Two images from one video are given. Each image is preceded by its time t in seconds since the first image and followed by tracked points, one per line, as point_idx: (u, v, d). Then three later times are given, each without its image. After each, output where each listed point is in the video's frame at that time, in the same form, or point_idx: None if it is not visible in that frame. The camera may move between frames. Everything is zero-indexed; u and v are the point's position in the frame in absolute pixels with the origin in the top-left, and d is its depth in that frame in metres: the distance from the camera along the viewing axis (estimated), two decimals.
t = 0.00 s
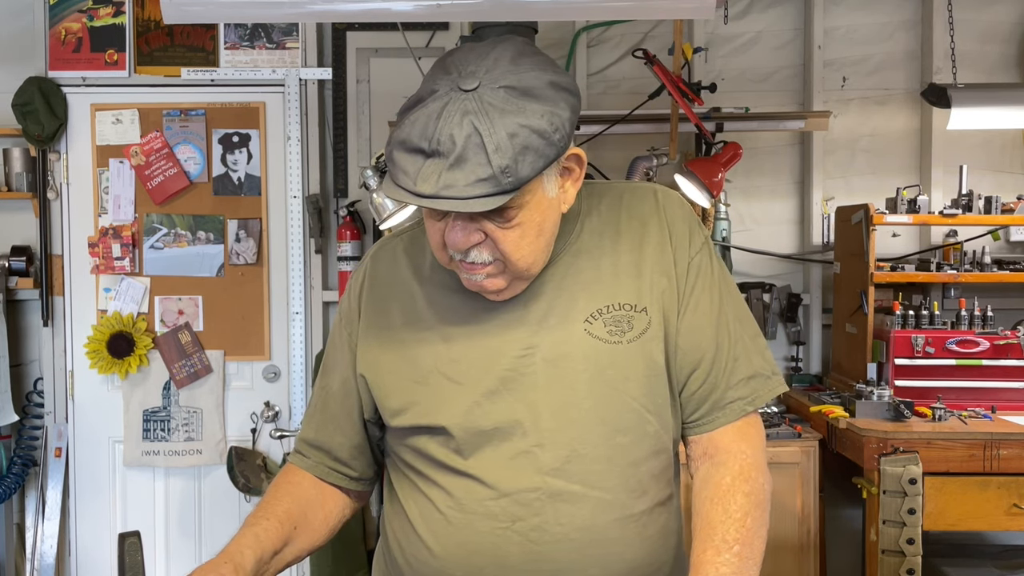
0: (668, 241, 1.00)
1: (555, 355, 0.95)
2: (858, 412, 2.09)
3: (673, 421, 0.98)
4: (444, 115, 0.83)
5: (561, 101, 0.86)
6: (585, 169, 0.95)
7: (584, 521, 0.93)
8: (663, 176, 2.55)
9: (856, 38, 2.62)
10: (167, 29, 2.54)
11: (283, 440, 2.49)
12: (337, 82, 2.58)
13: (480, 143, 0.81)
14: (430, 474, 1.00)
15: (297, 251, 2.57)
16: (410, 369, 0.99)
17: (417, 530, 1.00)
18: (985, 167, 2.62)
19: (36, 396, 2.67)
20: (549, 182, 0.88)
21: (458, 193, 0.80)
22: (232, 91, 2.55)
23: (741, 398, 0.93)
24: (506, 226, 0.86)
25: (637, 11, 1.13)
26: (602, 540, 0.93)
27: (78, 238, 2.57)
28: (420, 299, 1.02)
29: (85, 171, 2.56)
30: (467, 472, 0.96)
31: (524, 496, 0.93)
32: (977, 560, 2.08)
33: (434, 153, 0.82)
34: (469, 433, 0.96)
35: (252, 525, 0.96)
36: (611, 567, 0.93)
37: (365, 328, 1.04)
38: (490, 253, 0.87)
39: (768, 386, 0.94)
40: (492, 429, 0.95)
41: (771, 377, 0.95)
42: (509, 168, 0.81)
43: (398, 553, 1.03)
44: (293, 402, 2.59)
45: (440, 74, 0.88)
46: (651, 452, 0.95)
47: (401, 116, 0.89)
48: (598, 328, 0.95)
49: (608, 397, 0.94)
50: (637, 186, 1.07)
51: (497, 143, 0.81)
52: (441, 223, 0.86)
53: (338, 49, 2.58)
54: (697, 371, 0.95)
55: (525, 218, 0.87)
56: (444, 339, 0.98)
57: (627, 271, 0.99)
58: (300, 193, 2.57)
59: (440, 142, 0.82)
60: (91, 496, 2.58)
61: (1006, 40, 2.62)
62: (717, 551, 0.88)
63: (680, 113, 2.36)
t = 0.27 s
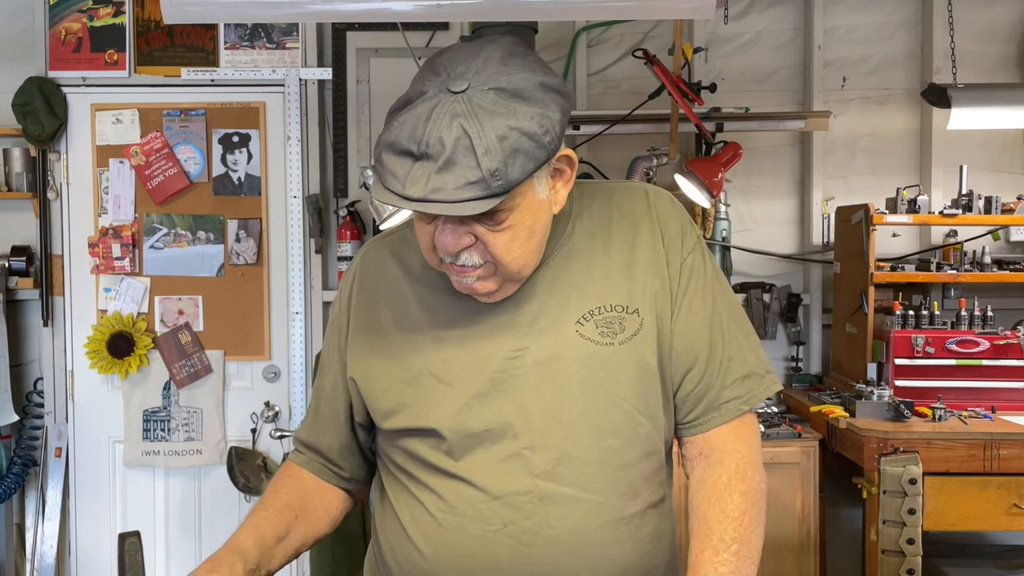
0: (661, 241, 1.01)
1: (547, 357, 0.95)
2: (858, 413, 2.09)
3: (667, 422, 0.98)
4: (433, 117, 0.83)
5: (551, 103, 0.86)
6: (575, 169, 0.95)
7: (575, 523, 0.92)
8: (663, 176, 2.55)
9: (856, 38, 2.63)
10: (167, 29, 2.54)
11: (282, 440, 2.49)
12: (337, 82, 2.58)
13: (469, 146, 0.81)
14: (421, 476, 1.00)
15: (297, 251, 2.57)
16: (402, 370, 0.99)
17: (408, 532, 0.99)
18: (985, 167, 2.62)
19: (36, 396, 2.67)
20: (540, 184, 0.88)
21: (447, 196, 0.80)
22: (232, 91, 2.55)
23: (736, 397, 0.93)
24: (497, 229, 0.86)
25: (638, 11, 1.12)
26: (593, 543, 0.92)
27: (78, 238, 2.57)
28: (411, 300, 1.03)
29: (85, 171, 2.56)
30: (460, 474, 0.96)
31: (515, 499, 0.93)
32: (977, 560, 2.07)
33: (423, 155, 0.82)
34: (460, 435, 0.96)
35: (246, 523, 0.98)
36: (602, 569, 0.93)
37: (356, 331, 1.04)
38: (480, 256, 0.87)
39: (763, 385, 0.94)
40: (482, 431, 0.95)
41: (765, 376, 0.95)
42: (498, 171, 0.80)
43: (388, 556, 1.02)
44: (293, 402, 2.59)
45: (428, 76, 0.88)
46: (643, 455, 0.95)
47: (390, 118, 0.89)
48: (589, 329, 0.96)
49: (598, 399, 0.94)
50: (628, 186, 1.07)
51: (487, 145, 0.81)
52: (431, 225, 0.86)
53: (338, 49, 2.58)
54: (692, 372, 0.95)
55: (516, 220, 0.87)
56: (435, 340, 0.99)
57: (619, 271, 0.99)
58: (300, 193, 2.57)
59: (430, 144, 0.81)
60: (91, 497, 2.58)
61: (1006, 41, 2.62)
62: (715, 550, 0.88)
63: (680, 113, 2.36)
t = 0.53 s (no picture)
0: (652, 241, 1.01)
1: (537, 358, 0.95)
2: (858, 412, 2.09)
3: (660, 422, 0.99)
4: (423, 119, 0.82)
5: (541, 104, 0.86)
6: (566, 168, 0.95)
7: (565, 525, 0.93)
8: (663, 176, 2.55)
9: (856, 38, 2.63)
10: (167, 29, 2.54)
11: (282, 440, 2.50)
12: (337, 82, 2.58)
13: (459, 148, 0.80)
14: (412, 478, 1.00)
15: (297, 251, 2.57)
16: (392, 371, 0.99)
17: (399, 535, 1.00)
18: (985, 167, 2.62)
19: (36, 396, 2.67)
20: (531, 186, 0.88)
21: (437, 199, 0.80)
22: (232, 91, 2.55)
23: (731, 395, 0.94)
24: (487, 231, 0.86)
25: (638, 11, 1.12)
26: (583, 544, 0.93)
27: (78, 238, 2.56)
28: (401, 301, 1.02)
29: (85, 171, 2.56)
30: (452, 476, 0.96)
31: (505, 500, 0.94)
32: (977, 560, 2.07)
33: (413, 158, 0.82)
34: (451, 435, 0.96)
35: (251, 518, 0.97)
36: (592, 570, 0.94)
37: (347, 333, 1.04)
38: (471, 258, 0.88)
39: (757, 383, 0.95)
40: (473, 432, 0.95)
41: (759, 374, 0.96)
42: (489, 174, 0.80)
43: (380, 559, 1.03)
44: (293, 402, 2.59)
45: (418, 77, 0.88)
46: (633, 457, 0.95)
47: (379, 119, 0.89)
48: (580, 330, 0.96)
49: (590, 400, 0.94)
50: (618, 186, 1.08)
51: (478, 147, 0.80)
52: (422, 228, 0.86)
53: (338, 49, 2.58)
54: (686, 371, 0.96)
55: (507, 223, 0.87)
56: (425, 341, 0.99)
57: (610, 272, 0.99)
58: (300, 193, 2.57)
59: (420, 146, 0.81)
60: (91, 497, 2.58)
61: (1006, 40, 2.62)
62: (713, 550, 0.89)
63: (680, 113, 2.36)
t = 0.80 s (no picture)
0: (646, 241, 1.01)
1: (532, 358, 0.95)
2: (858, 412, 2.09)
3: (655, 421, 0.99)
4: (422, 117, 0.82)
5: (539, 101, 0.86)
6: (562, 166, 0.96)
7: (559, 525, 0.93)
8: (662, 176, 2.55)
9: (856, 38, 2.62)
10: (167, 29, 2.54)
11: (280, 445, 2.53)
12: (337, 82, 2.59)
13: (459, 145, 0.81)
14: (406, 479, 1.00)
15: (297, 251, 2.57)
16: (385, 371, 0.99)
17: (394, 536, 1.00)
18: (986, 167, 2.62)
19: (36, 396, 2.67)
20: (527, 183, 0.89)
21: (437, 196, 0.80)
22: (232, 91, 2.55)
23: (725, 395, 0.95)
24: (485, 229, 0.86)
25: (638, 11, 1.12)
26: (577, 545, 0.93)
27: (78, 238, 2.56)
28: (395, 301, 1.02)
29: (85, 171, 2.56)
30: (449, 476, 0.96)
31: (501, 501, 0.94)
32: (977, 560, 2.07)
33: (413, 156, 0.82)
34: (447, 435, 0.96)
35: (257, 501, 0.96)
36: (587, 571, 0.94)
37: (340, 331, 1.04)
38: (469, 255, 0.88)
39: (751, 382, 0.96)
40: (469, 432, 0.95)
41: (753, 373, 0.97)
42: (489, 170, 0.80)
43: (375, 559, 1.03)
44: (294, 402, 2.59)
45: (415, 76, 0.88)
46: (627, 457, 0.96)
47: (376, 118, 0.89)
48: (575, 329, 0.96)
49: (585, 399, 0.94)
50: (612, 185, 1.08)
51: (477, 144, 0.80)
52: (419, 226, 0.86)
53: (338, 49, 2.58)
54: (680, 371, 0.96)
55: (505, 220, 0.87)
56: (420, 341, 0.99)
57: (604, 271, 0.99)
58: (300, 193, 2.57)
59: (419, 144, 0.81)
60: (91, 497, 2.58)
61: (1006, 41, 2.62)
62: (711, 549, 0.90)
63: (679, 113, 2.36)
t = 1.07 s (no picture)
0: (645, 241, 1.01)
1: (532, 357, 0.95)
2: (858, 412, 2.09)
3: (652, 421, 0.99)
4: (431, 116, 0.82)
5: (545, 99, 0.86)
6: (564, 164, 0.96)
7: (560, 525, 0.94)
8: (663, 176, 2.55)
9: (856, 38, 2.62)
10: (167, 29, 2.54)
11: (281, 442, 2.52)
12: (337, 82, 2.59)
13: (470, 143, 0.81)
14: (406, 479, 0.99)
15: (297, 251, 2.57)
16: (382, 370, 0.99)
17: (394, 537, 1.00)
18: (986, 167, 2.62)
19: (36, 396, 2.67)
20: (533, 181, 0.89)
21: (450, 195, 0.80)
22: (232, 91, 2.55)
23: (722, 395, 0.95)
24: (493, 227, 0.86)
25: (637, 11, 1.12)
26: (578, 544, 0.94)
27: (78, 238, 2.56)
28: (395, 300, 1.01)
29: (85, 171, 2.56)
30: (450, 476, 0.96)
31: (502, 500, 0.94)
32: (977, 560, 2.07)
33: (423, 154, 0.81)
34: (448, 434, 0.96)
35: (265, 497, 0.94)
36: (588, 570, 0.94)
37: (337, 329, 1.02)
38: (476, 254, 0.87)
39: (747, 382, 0.96)
40: (469, 431, 0.95)
41: (748, 374, 0.97)
42: (500, 168, 0.81)
43: (371, 558, 1.02)
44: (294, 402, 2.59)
45: (420, 73, 0.87)
46: (628, 456, 0.96)
47: (380, 115, 0.88)
48: (575, 329, 0.96)
49: (585, 398, 0.95)
50: (611, 186, 1.08)
51: (488, 142, 0.81)
52: (426, 225, 0.86)
53: (338, 49, 2.59)
54: (677, 370, 0.97)
55: (512, 218, 0.87)
56: (419, 340, 0.98)
57: (603, 270, 0.99)
58: (300, 193, 2.57)
59: (429, 143, 0.81)
60: (91, 497, 2.58)
61: (1006, 41, 2.62)
62: (708, 549, 0.90)
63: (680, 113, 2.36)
